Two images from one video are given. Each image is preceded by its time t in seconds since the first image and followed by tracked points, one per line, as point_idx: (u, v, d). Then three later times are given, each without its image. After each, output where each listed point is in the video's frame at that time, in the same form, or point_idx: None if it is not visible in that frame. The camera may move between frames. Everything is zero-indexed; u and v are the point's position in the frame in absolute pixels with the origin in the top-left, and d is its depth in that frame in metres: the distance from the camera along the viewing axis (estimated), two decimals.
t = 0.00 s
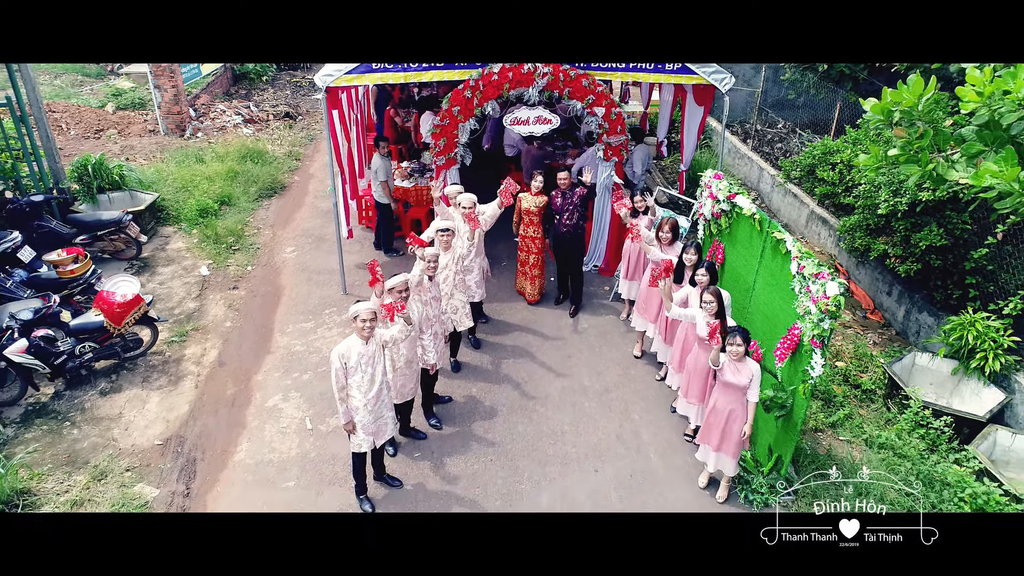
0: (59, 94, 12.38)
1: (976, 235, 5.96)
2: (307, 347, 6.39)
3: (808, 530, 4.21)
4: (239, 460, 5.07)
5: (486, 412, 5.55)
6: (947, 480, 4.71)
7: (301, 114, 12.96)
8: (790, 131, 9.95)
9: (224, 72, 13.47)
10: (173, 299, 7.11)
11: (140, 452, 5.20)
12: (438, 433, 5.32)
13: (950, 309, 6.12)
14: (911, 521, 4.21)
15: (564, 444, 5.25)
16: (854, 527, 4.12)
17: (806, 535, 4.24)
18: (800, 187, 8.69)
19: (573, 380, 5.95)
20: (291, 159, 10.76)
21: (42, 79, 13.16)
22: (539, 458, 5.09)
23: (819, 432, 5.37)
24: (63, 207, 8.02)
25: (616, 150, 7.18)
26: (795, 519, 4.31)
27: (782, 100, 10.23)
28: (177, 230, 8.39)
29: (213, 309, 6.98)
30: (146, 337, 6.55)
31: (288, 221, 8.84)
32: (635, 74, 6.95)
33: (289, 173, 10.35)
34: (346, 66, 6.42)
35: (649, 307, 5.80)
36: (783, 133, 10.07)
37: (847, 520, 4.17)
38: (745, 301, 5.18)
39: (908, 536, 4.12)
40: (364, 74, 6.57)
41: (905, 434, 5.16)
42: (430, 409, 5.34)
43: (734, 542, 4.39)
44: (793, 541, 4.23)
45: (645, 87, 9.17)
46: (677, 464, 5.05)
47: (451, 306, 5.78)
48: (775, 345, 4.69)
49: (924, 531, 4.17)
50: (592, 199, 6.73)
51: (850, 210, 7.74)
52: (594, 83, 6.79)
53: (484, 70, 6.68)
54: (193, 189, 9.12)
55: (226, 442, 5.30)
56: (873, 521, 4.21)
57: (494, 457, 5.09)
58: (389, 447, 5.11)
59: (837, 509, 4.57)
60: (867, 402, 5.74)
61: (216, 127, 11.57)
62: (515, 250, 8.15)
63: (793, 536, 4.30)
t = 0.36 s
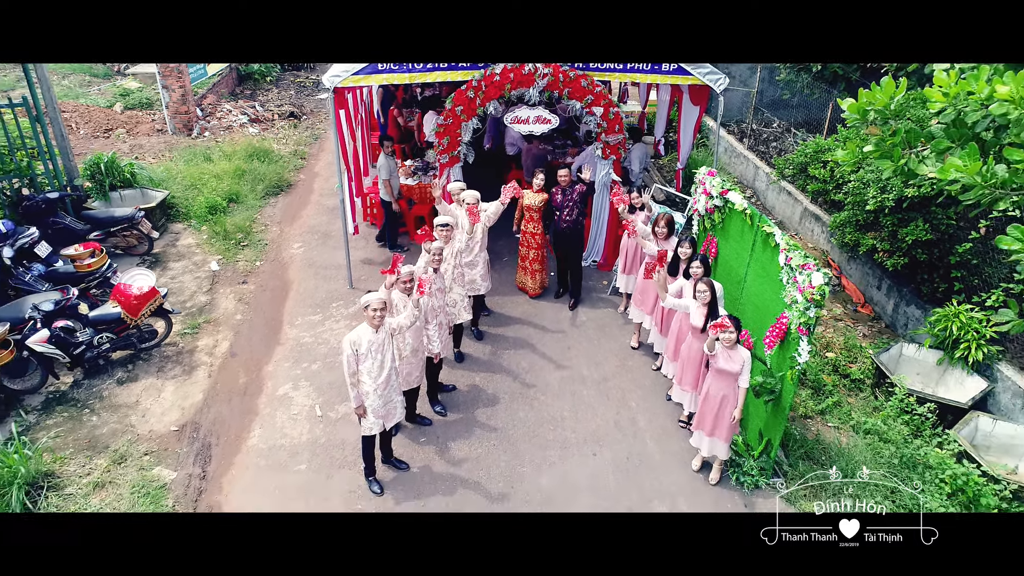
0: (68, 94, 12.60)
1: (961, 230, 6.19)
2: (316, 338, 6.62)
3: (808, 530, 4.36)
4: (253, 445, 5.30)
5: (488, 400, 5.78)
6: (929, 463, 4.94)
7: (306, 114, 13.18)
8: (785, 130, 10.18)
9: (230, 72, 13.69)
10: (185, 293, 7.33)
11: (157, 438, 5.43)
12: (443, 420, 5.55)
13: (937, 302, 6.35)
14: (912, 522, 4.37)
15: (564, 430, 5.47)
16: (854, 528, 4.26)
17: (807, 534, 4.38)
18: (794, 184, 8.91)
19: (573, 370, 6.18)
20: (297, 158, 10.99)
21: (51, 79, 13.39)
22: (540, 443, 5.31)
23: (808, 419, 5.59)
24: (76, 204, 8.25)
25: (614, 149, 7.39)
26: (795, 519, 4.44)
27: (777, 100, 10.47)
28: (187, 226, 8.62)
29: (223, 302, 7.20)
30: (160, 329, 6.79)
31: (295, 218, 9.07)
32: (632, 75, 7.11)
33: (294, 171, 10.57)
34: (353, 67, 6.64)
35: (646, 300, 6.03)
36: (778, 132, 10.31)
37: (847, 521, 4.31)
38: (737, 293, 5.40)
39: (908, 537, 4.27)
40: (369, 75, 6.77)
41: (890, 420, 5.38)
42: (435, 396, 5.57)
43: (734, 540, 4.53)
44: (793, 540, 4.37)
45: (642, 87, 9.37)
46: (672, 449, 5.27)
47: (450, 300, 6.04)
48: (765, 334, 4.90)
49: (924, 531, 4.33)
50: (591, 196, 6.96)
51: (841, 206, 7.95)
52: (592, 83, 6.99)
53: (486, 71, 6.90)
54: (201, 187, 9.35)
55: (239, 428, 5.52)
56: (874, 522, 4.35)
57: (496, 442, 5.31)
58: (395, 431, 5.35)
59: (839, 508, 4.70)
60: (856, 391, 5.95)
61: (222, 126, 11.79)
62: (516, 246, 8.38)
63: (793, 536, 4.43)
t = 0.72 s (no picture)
0: (80, 95, 12.92)
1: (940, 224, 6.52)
2: (326, 329, 6.94)
3: (808, 530, 4.49)
4: (269, 427, 5.63)
5: (491, 385, 6.11)
6: (905, 442, 5.26)
7: (311, 114, 13.51)
8: (778, 130, 10.49)
9: (237, 73, 14.01)
10: (200, 286, 7.65)
11: (178, 420, 5.75)
12: (448, 404, 5.88)
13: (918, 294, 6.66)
14: (911, 524, 4.54)
15: (562, 413, 5.80)
16: (854, 528, 4.38)
17: (806, 535, 4.50)
18: (785, 182, 9.24)
19: (571, 358, 6.51)
20: (303, 157, 11.31)
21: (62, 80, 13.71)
22: (540, 425, 5.64)
23: (794, 403, 5.92)
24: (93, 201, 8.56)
25: (611, 147, 7.73)
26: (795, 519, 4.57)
27: (770, 101, 10.79)
28: (200, 223, 8.93)
29: (236, 295, 7.53)
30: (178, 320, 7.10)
31: (303, 215, 9.39)
32: (628, 78, 7.41)
33: (302, 170, 10.90)
34: (362, 69, 6.96)
35: (641, 291, 6.35)
36: (770, 132, 10.62)
37: (848, 521, 4.42)
38: (725, 284, 5.72)
39: (908, 537, 4.43)
40: (378, 78, 7.07)
41: (871, 404, 5.71)
42: (440, 381, 5.90)
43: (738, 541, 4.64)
44: (793, 540, 4.50)
45: (639, 89, 9.66)
46: (665, 430, 5.60)
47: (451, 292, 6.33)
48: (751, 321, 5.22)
49: (924, 532, 4.49)
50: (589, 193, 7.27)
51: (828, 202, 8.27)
52: (590, 85, 7.32)
53: (489, 74, 7.19)
54: (213, 185, 9.67)
55: (255, 412, 5.84)
56: (874, 522, 4.48)
57: (498, 424, 5.64)
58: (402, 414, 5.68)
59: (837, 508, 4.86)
60: (840, 377, 6.27)
61: (231, 126, 12.11)
62: (517, 242, 8.70)
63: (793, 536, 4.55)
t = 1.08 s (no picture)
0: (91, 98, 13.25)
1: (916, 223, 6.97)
2: (335, 323, 7.29)
3: (808, 530, 4.56)
4: (284, 415, 5.98)
5: (493, 376, 6.46)
6: (881, 428, 5.60)
7: (317, 116, 13.85)
8: (769, 133, 10.84)
9: (244, 76, 14.35)
10: (214, 282, 7.99)
11: (198, 409, 6.10)
12: (452, 393, 6.22)
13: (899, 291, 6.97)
14: (910, 523, 4.65)
15: (560, 402, 6.14)
16: (853, 528, 4.49)
17: (806, 535, 4.57)
18: (776, 183, 9.58)
19: (569, 351, 6.86)
20: (310, 159, 11.65)
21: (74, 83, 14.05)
22: (539, 414, 5.99)
23: (779, 392, 6.27)
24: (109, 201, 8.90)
25: (607, 151, 8.07)
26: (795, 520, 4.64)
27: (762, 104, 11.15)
28: (211, 222, 9.27)
29: (249, 291, 7.87)
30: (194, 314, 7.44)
31: (311, 215, 9.74)
32: (624, 84, 7.77)
33: (309, 172, 11.24)
34: (369, 76, 7.26)
35: (635, 287, 6.69)
36: (763, 134, 10.97)
37: (847, 522, 4.53)
38: (714, 280, 6.06)
39: (907, 537, 4.54)
40: (385, 84, 7.39)
41: (851, 393, 6.04)
42: (445, 372, 6.24)
43: (738, 540, 4.74)
44: (793, 540, 4.57)
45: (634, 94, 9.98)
46: (656, 418, 5.94)
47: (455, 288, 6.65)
48: (737, 315, 5.55)
49: (924, 532, 4.61)
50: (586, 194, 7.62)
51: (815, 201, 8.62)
52: (587, 91, 7.68)
53: (490, 80, 7.55)
54: (223, 186, 10.01)
55: (270, 401, 6.18)
56: (874, 523, 4.59)
57: (499, 413, 5.98)
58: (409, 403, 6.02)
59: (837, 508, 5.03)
60: (824, 369, 6.61)
61: (239, 129, 12.46)
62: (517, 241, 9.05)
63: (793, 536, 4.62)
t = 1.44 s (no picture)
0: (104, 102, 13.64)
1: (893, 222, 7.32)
2: (345, 319, 7.68)
3: (808, 530, 4.77)
4: (299, 405, 6.38)
5: (494, 368, 6.85)
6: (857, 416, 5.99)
7: (322, 120, 14.24)
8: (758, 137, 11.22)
9: (251, 81, 14.75)
10: (228, 281, 8.38)
11: (217, 399, 6.50)
12: (456, 384, 6.62)
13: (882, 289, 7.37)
14: (912, 525, 4.92)
15: (557, 392, 6.54)
16: (853, 528, 4.69)
17: (806, 535, 4.76)
18: (765, 185, 9.98)
19: (566, 345, 7.25)
20: (317, 162, 12.04)
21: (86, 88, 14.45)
22: (537, 403, 6.38)
23: (763, 383, 6.67)
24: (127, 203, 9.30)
25: (602, 155, 8.46)
26: (794, 520, 4.85)
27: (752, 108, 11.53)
28: (224, 223, 9.67)
29: (261, 289, 8.26)
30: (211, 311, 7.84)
31: (319, 217, 10.13)
32: (618, 92, 8.17)
33: (316, 174, 11.63)
34: (377, 85, 7.61)
35: (628, 284, 7.08)
36: (753, 138, 11.36)
37: (846, 521, 4.73)
38: (701, 277, 6.45)
39: (907, 537, 4.79)
40: (391, 93, 7.74)
41: (830, 383, 6.43)
42: (449, 364, 6.64)
43: (722, 521, 5.15)
44: (793, 540, 4.77)
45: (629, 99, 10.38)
46: (647, 407, 6.34)
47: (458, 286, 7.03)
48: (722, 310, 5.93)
49: (925, 531, 4.87)
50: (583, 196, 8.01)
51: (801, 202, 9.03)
52: (584, 98, 8.07)
53: (492, 88, 7.92)
54: (235, 188, 10.40)
55: (285, 392, 6.58)
56: (874, 523, 4.82)
57: (500, 402, 6.38)
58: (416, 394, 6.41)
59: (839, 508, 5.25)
60: (807, 361, 7.00)
61: (248, 132, 12.85)
62: (517, 241, 9.44)
63: (793, 536, 4.81)
